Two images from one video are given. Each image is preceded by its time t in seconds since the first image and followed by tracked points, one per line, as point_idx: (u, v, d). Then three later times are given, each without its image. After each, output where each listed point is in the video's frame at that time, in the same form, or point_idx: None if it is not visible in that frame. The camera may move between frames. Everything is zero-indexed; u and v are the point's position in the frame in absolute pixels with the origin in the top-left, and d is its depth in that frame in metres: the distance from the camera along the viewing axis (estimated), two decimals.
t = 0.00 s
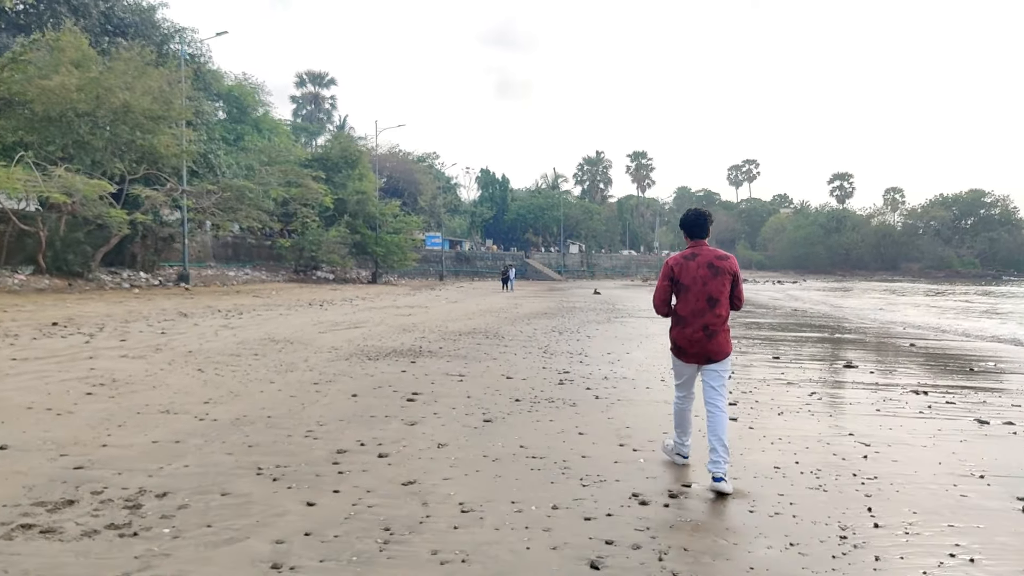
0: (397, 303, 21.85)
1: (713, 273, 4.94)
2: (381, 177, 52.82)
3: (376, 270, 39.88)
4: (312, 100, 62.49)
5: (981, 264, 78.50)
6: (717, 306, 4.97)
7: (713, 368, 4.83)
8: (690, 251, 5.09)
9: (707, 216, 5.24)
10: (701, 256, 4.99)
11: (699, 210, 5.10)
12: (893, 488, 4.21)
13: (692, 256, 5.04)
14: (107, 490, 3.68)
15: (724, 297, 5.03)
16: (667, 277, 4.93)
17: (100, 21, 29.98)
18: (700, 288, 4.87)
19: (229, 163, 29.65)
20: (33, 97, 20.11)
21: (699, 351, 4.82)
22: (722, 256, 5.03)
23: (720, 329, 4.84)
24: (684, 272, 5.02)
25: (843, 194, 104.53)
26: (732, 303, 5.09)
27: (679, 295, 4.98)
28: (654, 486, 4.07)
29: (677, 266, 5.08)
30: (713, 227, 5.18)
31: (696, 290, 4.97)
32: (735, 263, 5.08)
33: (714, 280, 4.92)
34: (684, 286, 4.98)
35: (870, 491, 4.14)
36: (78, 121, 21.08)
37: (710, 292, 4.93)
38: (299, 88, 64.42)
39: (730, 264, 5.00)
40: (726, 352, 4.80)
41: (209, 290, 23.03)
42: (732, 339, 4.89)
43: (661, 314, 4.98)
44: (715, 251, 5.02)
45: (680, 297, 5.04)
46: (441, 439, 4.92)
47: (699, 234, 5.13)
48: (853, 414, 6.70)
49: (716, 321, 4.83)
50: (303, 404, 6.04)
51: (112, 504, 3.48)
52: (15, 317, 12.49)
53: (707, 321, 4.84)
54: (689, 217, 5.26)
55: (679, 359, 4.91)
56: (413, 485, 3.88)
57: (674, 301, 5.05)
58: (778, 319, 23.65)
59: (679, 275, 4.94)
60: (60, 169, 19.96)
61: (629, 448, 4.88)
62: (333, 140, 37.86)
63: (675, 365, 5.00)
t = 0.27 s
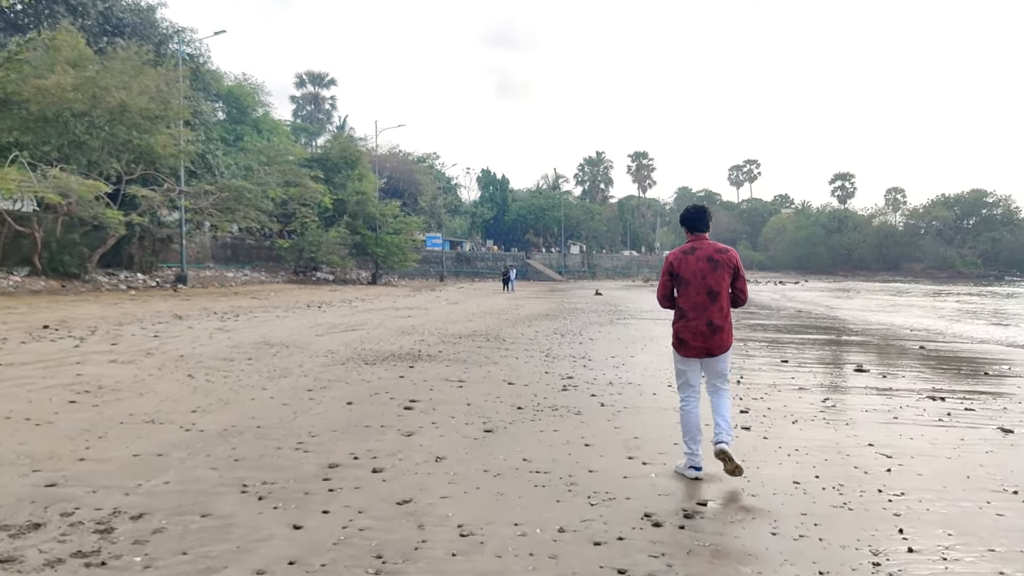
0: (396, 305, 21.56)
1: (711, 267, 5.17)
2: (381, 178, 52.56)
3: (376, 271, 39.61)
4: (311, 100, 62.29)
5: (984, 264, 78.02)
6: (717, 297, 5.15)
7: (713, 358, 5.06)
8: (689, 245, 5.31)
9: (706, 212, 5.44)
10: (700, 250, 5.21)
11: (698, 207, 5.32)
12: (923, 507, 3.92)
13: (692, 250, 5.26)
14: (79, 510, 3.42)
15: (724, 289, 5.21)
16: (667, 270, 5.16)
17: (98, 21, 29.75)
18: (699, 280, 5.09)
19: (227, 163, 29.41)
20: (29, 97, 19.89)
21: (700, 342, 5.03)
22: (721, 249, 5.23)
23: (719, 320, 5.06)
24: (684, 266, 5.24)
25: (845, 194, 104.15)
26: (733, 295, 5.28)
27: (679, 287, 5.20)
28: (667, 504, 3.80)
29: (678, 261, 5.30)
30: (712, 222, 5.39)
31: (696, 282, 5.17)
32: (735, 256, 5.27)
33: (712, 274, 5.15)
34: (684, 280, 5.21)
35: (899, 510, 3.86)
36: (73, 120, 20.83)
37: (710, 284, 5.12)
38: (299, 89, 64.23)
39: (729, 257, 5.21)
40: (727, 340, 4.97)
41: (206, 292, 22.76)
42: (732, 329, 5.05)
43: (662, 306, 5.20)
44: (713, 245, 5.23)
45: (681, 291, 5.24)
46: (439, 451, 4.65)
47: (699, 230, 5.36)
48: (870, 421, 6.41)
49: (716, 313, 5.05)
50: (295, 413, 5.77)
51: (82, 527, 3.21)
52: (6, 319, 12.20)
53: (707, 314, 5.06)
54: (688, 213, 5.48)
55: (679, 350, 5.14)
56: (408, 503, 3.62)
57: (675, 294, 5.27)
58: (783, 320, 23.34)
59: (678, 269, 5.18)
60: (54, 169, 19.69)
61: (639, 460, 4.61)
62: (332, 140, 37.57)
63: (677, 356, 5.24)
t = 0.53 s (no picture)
0: (395, 305, 21.28)
1: (721, 276, 4.88)
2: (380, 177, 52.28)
3: (375, 271, 39.32)
4: (311, 100, 62.04)
5: (985, 264, 77.79)
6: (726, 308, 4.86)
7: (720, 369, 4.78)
8: (698, 253, 5.04)
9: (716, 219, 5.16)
10: (708, 258, 4.95)
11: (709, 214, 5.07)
12: (957, 527, 3.63)
13: (701, 258, 4.97)
14: (41, 534, 3.14)
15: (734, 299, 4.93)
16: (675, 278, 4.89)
17: (94, 19, 29.50)
18: (707, 289, 4.81)
19: (224, 162, 29.15)
20: (22, 94, 19.62)
21: (706, 353, 4.76)
22: (731, 258, 4.95)
23: (727, 331, 4.77)
24: (693, 275, 4.95)
25: (845, 193, 103.96)
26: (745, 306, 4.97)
27: (686, 296, 4.92)
28: (681, 524, 3.52)
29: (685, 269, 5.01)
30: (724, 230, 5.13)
31: (704, 291, 4.89)
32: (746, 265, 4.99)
33: (721, 283, 4.87)
34: (691, 288, 4.92)
35: (931, 531, 3.57)
36: (67, 118, 20.54)
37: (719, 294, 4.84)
38: (298, 88, 64.02)
39: (740, 267, 4.91)
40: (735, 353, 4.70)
41: (203, 292, 22.49)
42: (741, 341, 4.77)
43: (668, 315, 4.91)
44: (723, 253, 4.97)
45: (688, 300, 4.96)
46: (436, 464, 4.37)
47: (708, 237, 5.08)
48: (887, 429, 6.11)
49: (724, 324, 4.77)
50: (285, 422, 5.48)
51: (43, 554, 2.93)
52: None
53: (715, 323, 4.78)
54: (701, 220, 5.24)
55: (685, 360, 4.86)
56: (402, 524, 3.35)
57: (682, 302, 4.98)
58: (786, 320, 23.06)
59: (686, 277, 4.91)
60: (47, 168, 19.39)
61: (648, 474, 4.34)
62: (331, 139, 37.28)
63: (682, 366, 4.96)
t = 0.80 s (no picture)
0: (395, 307, 21.05)
1: (734, 274, 4.96)
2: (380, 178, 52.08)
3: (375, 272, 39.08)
4: (311, 101, 61.92)
5: (989, 264, 77.20)
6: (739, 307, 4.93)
7: (730, 366, 4.82)
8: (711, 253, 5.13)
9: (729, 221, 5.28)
10: (722, 258, 5.04)
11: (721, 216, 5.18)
12: (993, 550, 3.37)
13: (715, 257, 5.06)
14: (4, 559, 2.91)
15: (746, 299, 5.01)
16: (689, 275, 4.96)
17: (93, 20, 29.32)
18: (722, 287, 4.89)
19: (224, 164, 28.98)
20: (19, 95, 19.49)
21: (718, 349, 4.82)
22: (745, 259, 5.05)
23: (739, 328, 4.82)
24: (707, 273, 5.03)
25: (848, 193, 103.47)
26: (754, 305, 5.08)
27: (700, 293, 4.97)
28: (693, 546, 3.29)
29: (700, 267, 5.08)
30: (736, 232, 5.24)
31: (718, 290, 4.96)
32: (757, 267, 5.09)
33: (734, 281, 4.94)
34: (705, 287, 4.98)
35: (965, 554, 3.32)
36: (64, 120, 20.39)
37: (732, 292, 4.91)
38: (299, 90, 63.93)
39: (752, 267, 4.98)
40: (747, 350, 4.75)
41: (201, 294, 22.28)
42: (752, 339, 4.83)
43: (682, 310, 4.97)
44: (736, 253, 5.06)
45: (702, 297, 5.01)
46: (433, 478, 4.14)
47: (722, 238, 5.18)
48: (907, 438, 5.82)
49: (736, 321, 4.82)
50: (276, 431, 5.24)
51: None
52: None
53: (726, 321, 4.85)
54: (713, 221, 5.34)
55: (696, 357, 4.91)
56: (394, 547, 3.11)
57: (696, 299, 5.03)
58: (791, 322, 22.75)
59: (701, 275, 4.98)
60: (43, 170, 19.20)
61: (657, 489, 4.10)
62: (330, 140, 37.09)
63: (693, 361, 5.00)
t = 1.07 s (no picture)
0: (393, 307, 20.75)
1: (742, 277, 4.81)
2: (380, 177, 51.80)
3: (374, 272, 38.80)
4: (311, 100, 61.65)
5: (991, 266, 76.85)
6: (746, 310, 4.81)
7: (737, 370, 4.70)
8: (718, 254, 4.96)
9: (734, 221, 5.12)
10: (729, 260, 4.88)
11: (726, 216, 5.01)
12: None
13: (722, 259, 4.89)
14: None
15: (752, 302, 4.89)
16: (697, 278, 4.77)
17: (90, 16, 28.99)
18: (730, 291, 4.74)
19: (222, 161, 28.73)
20: (13, 90, 19.23)
21: (725, 354, 4.70)
22: (751, 261, 4.91)
23: (747, 331, 4.69)
24: (714, 275, 4.85)
25: (849, 194, 103.10)
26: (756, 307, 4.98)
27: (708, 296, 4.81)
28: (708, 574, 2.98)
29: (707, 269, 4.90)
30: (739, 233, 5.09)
31: (725, 293, 4.81)
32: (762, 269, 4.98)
33: (742, 285, 4.79)
34: (713, 290, 4.80)
35: None
36: (58, 115, 20.11)
37: (740, 296, 4.77)
38: (299, 88, 63.67)
39: (758, 269, 4.85)
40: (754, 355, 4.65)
41: (197, 293, 22.00)
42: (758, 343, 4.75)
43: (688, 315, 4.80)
44: (742, 255, 4.91)
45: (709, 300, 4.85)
46: (425, 493, 3.83)
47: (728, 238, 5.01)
48: (927, 447, 5.52)
49: (745, 325, 4.68)
50: (261, 438, 4.95)
51: None
52: None
53: (735, 324, 4.70)
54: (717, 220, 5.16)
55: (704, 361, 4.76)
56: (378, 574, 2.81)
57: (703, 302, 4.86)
58: (795, 323, 22.45)
59: (709, 277, 4.80)
60: (36, 166, 18.91)
61: (666, 506, 3.80)
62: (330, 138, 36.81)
63: (701, 366, 4.84)
